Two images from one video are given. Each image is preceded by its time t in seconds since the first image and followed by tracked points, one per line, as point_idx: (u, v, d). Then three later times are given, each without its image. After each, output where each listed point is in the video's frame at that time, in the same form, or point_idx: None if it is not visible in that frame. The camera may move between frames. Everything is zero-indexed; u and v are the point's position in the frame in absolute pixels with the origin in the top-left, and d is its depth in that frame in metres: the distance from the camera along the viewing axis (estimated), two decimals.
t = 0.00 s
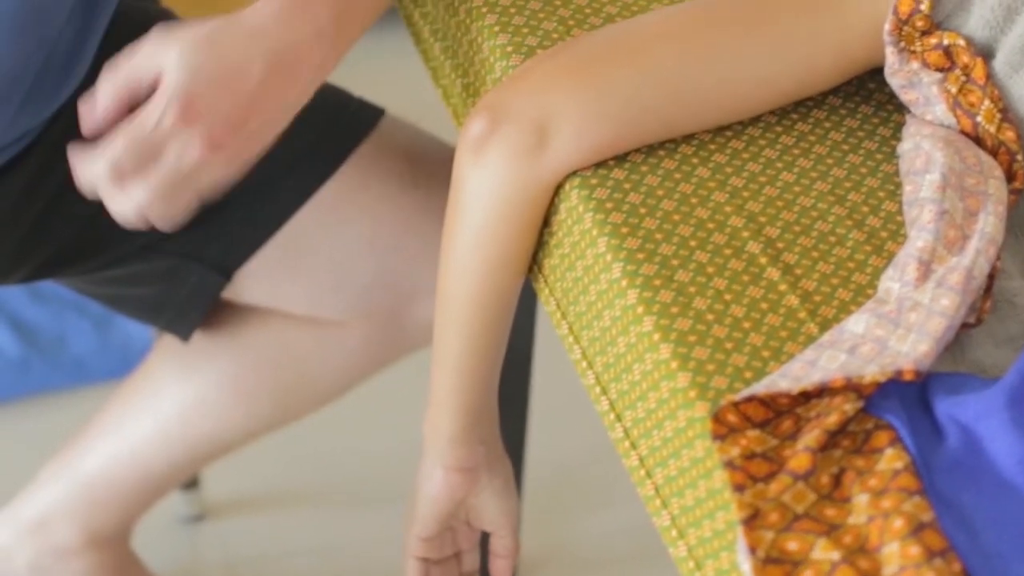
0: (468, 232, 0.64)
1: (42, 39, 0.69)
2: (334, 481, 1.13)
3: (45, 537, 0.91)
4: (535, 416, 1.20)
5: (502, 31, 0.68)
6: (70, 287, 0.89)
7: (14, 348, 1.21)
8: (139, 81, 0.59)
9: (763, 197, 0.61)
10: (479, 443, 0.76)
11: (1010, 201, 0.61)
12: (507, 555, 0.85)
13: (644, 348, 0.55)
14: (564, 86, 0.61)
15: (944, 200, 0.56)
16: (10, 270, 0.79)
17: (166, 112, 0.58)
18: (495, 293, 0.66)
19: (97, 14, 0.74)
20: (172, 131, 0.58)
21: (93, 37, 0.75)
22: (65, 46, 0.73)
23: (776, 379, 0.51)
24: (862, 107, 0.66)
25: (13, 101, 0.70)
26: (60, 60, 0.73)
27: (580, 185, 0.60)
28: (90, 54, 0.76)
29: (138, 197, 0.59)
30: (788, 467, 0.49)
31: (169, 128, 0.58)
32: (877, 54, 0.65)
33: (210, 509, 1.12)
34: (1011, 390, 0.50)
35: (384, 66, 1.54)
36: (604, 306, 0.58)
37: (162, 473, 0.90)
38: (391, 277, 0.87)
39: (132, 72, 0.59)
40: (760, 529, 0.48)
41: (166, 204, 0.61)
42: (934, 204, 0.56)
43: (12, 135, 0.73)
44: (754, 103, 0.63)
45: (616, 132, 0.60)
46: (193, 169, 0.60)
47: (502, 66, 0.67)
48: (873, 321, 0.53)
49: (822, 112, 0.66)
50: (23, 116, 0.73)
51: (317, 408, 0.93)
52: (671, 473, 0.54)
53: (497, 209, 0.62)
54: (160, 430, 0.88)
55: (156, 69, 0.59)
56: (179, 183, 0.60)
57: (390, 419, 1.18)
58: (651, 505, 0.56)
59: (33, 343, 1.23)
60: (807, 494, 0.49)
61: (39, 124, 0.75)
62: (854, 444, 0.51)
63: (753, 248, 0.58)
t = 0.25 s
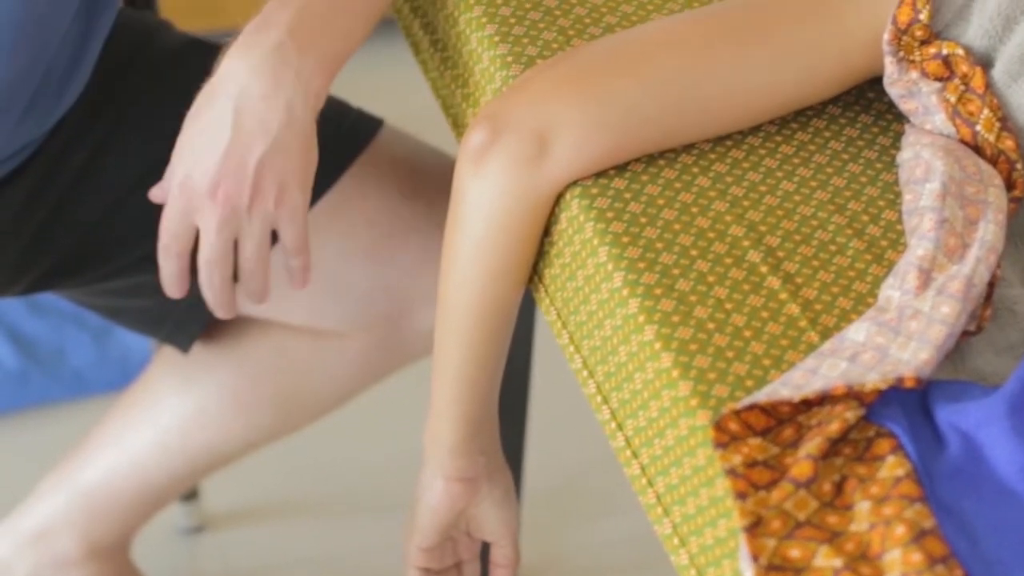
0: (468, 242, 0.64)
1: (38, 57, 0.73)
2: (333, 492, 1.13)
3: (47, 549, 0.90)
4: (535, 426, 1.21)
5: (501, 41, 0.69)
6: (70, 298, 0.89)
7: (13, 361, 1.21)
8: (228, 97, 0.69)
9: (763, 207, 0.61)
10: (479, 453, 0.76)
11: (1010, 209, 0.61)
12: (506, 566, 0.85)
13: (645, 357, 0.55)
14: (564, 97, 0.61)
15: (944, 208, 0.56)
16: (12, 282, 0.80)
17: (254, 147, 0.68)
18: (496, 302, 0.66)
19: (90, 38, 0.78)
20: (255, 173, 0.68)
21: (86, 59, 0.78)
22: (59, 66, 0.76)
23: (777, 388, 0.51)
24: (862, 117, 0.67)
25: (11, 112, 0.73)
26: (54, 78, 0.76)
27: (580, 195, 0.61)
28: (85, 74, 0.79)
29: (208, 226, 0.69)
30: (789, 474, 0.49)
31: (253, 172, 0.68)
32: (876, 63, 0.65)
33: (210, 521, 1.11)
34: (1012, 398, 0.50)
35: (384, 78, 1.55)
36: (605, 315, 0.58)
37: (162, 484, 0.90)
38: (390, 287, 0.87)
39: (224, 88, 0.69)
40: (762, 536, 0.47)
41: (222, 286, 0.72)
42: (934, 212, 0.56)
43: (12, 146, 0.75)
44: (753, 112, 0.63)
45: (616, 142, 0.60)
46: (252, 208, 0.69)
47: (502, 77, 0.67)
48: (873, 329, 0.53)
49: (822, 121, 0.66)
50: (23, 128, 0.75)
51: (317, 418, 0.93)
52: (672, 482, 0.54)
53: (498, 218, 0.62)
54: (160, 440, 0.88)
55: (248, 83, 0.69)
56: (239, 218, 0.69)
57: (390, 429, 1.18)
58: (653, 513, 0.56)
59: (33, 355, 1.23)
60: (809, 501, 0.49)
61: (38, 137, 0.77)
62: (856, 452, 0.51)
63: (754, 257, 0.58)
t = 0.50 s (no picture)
0: (469, 255, 0.64)
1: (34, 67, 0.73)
2: (333, 503, 1.13)
3: (44, 561, 0.90)
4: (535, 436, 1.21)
5: (500, 53, 0.69)
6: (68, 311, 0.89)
7: (9, 374, 1.21)
8: (225, 108, 0.70)
9: (763, 219, 0.61)
10: (479, 465, 0.76)
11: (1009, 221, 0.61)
12: None
13: (646, 369, 0.55)
14: (564, 110, 0.61)
15: (943, 219, 0.57)
16: (9, 297, 0.80)
17: (250, 157, 0.69)
18: (496, 315, 0.66)
19: (87, 49, 0.79)
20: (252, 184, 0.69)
21: (82, 70, 0.79)
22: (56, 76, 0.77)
23: (778, 400, 0.52)
24: (861, 128, 0.67)
25: (8, 123, 0.73)
26: (51, 89, 0.77)
27: (580, 208, 0.61)
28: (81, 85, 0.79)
29: (208, 240, 0.69)
30: (791, 485, 0.49)
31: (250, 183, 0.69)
32: (873, 75, 0.65)
33: (208, 532, 1.11)
34: (1012, 408, 0.50)
35: (381, 89, 1.55)
36: (605, 328, 0.59)
37: (161, 496, 0.90)
38: (389, 298, 0.87)
39: (221, 99, 0.70)
40: (765, 547, 0.48)
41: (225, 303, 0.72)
42: (933, 224, 0.57)
43: (8, 158, 0.75)
44: (752, 124, 0.64)
45: (616, 155, 0.61)
46: (250, 220, 0.69)
47: (501, 89, 0.68)
48: (874, 340, 0.53)
49: (821, 133, 0.66)
50: (20, 138, 0.75)
51: (316, 430, 0.93)
52: (674, 493, 0.54)
53: (498, 231, 0.63)
54: (159, 453, 0.88)
55: (244, 92, 0.69)
56: (238, 231, 0.69)
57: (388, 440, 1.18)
58: (654, 525, 0.56)
59: (29, 368, 1.23)
60: (810, 512, 0.49)
61: (35, 148, 0.78)
62: (857, 463, 0.51)
63: (754, 269, 0.59)
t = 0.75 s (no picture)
0: (469, 268, 0.64)
1: (34, 80, 0.73)
2: (332, 515, 1.13)
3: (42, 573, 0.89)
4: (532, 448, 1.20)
5: (500, 68, 0.69)
6: (68, 325, 0.89)
7: (7, 387, 1.21)
8: (223, 116, 0.70)
9: (762, 233, 0.61)
10: (480, 478, 0.76)
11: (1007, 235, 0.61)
12: None
13: (647, 383, 0.55)
14: (563, 125, 0.62)
15: (941, 233, 0.57)
16: (8, 309, 0.80)
17: (248, 167, 0.69)
18: (496, 329, 0.66)
19: (86, 62, 0.79)
20: (248, 193, 0.69)
21: (82, 84, 0.79)
22: (55, 88, 0.77)
23: (779, 414, 0.52)
24: (860, 143, 0.67)
25: (8, 130, 0.73)
26: (51, 102, 0.77)
27: (580, 223, 0.61)
28: (81, 98, 0.80)
29: (199, 246, 0.69)
30: (792, 499, 0.50)
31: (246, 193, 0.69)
32: (871, 90, 0.66)
33: (207, 545, 1.11)
34: (1012, 422, 0.50)
35: (380, 102, 1.56)
36: (605, 341, 0.59)
37: (160, 509, 0.90)
38: (389, 312, 0.87)
39: (219, 108, 0.70)
40: (766, 561, 0.48)
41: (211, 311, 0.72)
42: (932, 238, 0.57)
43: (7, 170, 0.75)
44: (750, 139, 0.64)
45: (615, 169, 0.61)
46: (244, 228, 0.69)
47: (500, 105, 0.68)
48: (874, 353, 0.53)
49: (820, 148, 0.67)
50: (20, 150, 0.75)
51: (315, 443, 0.93)
52: (675, 506, 0.54)
53: (498, 244, 0.63)
54: (158, 465, 0.88)
55: (242, 103, 0.70)
56: (231, 238, 0.69)
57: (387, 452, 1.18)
58: (655, 538, 0.56)
59: (27, 380, 1.22)
60: (812, 526, 0.49)
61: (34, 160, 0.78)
62: (857, 476, 0.51)
63: (754, 283, 0.59)
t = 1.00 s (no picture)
0: (469, 283, 0.65)
1: (34, 99, 0.74)
2: (330, 528, 1.13)
3: None
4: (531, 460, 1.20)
5: (499, 84, 0.70)
6: (66, 339, 0.89)
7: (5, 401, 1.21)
8: (224, 132, 0.70)
9: (762, 248, 0.62)
10: (480, 492, 0.76)
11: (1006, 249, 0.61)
12: None
13: (647, 398, 0.56)
14: (563, 141, 0.62)
15: (940, 249, 0.57)
16: (8, 324, 0.80)
17: (249, 184, 0.69)
18: (496, 343, 0.66)
19: (86, 80, 0.79)
20: (250, 209, 0.69)
21: (82, 101, 0.79)
22: (55, 106, 0.77)
23: (779, 429, 0.52)
24: (857, 158, 0.68)
25: (9, 149, 0.73)
26: (51, 119, 0.77)
27: (580, 238, 0.61)
28: (81, 115, 0.80)
29: (202, 259, 0.70)
30: (793, 513, 0.50)
31: (249, 209, 0.69)
32: (868, 106, 0.66)
33: (205, 558, 1.11)
34: (1011, 436, 0.50)
35: (378, 117, 1.56)
36: (606, 356, 0.59)
37: (159, 522, 0.90)
38: (388, 326, 0.87)
39: (220, 123, 0.71)
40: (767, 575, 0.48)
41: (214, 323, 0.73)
42: (930, 253, 0.57)
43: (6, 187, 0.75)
44: (749, 155, 0.64)
45: (614, 185, 0.61)
46: (246, 243, 0.70)
47: (499, 121, 0.69)
48: (873, 368, 0.54)
49: (818, 163, 0.67)
50: (20, 168, 0.76)
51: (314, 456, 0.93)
52: (675, 520, 0.54)
53: (498, 259, 0.63)
54: (157, 478, 0.88)
55: (243, 119, 0.70)
56: (234, 253, 0.70)
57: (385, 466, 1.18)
58: (655, 552, 0.56)
59: (25, 395, 1.22)
60: (812, 540, 0.49)
61: (33, 178, 0.78)
62: (857, 490, 0.51)
63: (753, 298, 0.59)
